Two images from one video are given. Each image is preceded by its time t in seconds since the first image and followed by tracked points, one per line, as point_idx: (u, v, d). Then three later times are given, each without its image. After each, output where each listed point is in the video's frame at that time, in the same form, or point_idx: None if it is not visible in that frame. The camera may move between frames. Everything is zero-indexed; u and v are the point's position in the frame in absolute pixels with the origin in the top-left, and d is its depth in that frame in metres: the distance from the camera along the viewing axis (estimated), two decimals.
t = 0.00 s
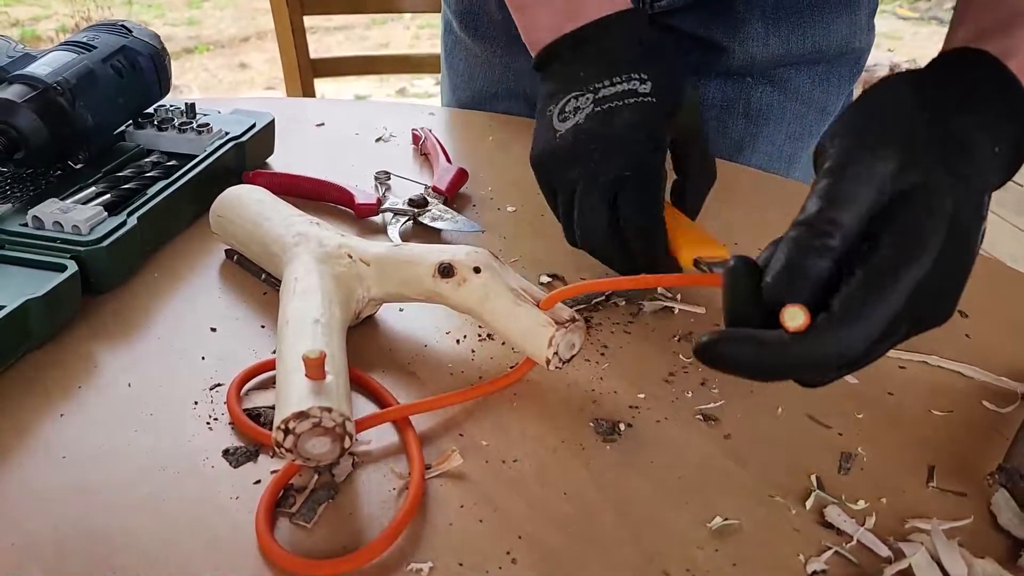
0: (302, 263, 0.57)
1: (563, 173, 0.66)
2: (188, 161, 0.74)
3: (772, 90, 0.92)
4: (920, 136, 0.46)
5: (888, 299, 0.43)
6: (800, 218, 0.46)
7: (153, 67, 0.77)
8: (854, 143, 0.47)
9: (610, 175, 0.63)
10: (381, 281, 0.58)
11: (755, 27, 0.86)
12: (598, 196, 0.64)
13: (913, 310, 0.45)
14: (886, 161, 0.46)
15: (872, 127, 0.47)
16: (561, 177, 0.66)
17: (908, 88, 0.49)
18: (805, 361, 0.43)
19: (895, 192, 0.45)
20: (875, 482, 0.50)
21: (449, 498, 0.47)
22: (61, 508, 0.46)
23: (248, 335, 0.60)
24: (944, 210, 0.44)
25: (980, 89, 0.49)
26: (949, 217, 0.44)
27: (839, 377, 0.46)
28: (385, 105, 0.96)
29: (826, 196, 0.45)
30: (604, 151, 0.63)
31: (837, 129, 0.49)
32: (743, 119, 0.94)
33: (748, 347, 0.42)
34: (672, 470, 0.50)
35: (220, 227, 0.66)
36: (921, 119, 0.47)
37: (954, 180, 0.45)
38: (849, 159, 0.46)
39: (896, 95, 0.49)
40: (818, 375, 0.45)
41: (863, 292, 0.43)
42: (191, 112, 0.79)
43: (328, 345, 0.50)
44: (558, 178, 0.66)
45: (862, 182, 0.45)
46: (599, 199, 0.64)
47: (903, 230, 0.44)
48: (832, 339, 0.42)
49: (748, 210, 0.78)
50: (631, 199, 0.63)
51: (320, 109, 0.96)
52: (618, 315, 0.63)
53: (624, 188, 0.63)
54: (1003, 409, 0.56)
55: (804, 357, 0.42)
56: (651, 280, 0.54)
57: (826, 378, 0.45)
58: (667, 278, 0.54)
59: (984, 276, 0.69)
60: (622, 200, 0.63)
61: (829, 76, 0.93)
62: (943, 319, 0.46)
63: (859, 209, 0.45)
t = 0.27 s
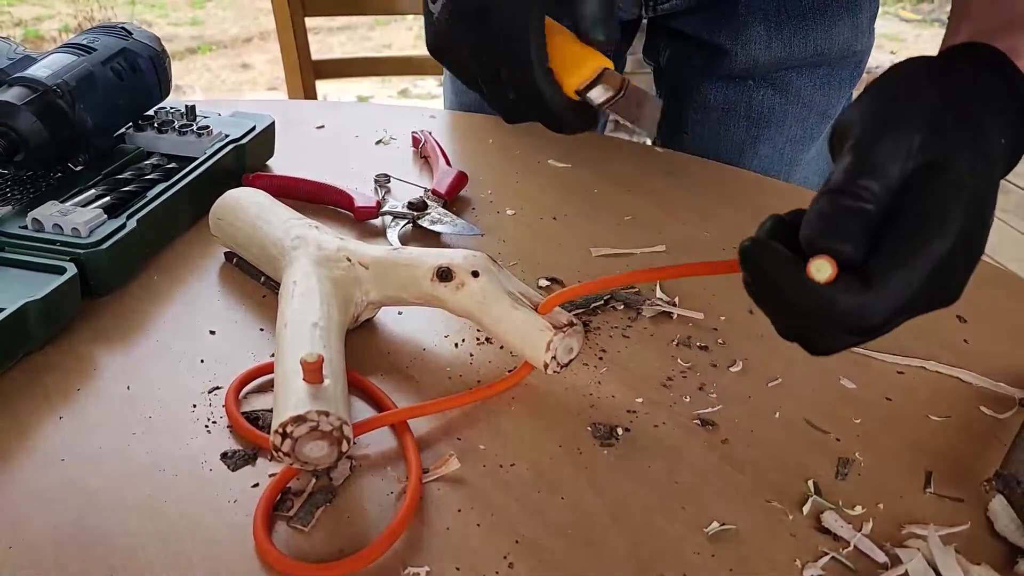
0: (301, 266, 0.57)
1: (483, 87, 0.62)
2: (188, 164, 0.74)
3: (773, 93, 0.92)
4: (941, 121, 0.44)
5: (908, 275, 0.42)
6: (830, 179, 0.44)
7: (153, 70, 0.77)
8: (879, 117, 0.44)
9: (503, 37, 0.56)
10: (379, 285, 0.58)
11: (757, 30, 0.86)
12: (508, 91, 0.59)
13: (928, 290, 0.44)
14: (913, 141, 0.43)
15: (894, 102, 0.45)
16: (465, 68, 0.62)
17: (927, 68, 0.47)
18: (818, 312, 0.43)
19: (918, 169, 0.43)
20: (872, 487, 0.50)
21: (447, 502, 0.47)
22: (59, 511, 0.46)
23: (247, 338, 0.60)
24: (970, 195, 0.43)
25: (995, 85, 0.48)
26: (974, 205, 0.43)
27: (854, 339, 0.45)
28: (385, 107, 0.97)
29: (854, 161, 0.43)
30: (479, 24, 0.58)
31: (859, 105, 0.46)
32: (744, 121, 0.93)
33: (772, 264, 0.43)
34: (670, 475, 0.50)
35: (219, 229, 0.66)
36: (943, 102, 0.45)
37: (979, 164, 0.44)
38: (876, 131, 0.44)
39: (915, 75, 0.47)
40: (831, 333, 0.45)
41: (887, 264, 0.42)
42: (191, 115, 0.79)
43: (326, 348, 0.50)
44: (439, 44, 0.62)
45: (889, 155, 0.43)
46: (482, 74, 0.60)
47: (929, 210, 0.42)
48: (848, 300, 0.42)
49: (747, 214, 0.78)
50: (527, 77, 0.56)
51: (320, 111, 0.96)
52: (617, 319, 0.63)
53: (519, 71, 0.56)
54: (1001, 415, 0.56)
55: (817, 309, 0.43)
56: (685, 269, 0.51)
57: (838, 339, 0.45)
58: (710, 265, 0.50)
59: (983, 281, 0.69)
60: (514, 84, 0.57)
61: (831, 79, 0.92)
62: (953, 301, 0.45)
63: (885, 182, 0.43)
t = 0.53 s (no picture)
0: (300, 271, 0.58)
1: (510, 163, 0.46)
2: (187, 169, 0.75)
3: (771, 95, 0.92)
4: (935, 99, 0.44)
5: (908, 224, 0.41)
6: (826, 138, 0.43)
7: (154, 74, 0.77)
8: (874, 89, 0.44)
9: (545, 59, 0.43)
10: (377, 289, 0.58)
11: (754, 30, 0.87)
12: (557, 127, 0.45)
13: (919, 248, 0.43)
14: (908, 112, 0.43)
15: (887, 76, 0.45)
16: (478, 112, 0.44)
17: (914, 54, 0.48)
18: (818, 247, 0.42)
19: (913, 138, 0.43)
20: (866, 492, 0.50)
21: (443, 506, 0.48)
22: (59, 514, 0.46)
23: (245, 342, 0.60)
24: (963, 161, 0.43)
25: (986, 76, 0.48)
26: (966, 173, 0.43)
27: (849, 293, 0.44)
28: (384, 112, 0.97)
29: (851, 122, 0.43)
30: (492, 30, 0.42)
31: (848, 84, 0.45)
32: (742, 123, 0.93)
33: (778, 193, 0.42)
34: (665, 479, 0.50)
35: (218, 234, 0.67)
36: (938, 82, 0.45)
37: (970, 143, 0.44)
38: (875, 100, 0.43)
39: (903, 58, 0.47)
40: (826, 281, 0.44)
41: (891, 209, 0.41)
42: (191, 119, 0.80)
43: (324, 353, 0.51)
44: (451, 124, 0.46)
45: (887, 121, 0.43)
46: (486, 112, 0.44)
47: (925, 170, 0.42)
48: (851, 236, 0.41)
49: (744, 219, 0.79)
50: (585, 109, 0.43)
51: (319, 116, 0.97)
52: (613, 324, 0.64)
53: (573, 98, 0.43)
54: (995, 420, 0.56)
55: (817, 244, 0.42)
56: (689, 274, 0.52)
57: (835, 291, 0.44)
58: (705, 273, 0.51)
59: (978, 287, 0.70)
60: (578, 119, 0.44)
61: (829, 83, 0.92)
62: (944, 264, 0.45)
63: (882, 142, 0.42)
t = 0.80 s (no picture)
0: (295, 278, 0.58)
1: (596, 194, 0.41)
2: (184, 174, 0.75)
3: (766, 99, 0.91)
4: (930, 105, 0.44)
5: (898, 222, 0.41)
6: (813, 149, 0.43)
7: (151, 81, 0.78)
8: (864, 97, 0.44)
9: (646, 94, 0.39)
10: (372, 295, 0.58)
11: (749, 35, 0.87)
12: (647, 161, 0.40)
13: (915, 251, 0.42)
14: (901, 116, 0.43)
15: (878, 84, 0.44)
16: (599, 145, 0.39)
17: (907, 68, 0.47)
18: (809, 246, 0.41)
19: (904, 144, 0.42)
20: (858, 498, 0.50)
21: (436, 512, 0.48)
22: (53, 520, 0.46)
23: (240, 348, 0.60)
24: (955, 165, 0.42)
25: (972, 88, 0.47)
26: (958, 177, 0.42)
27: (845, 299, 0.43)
28: (381, 117, 0.97)
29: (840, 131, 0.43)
30: (589, 67, 0.39)
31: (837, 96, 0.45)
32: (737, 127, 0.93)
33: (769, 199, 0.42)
34: (658, 485, 0.50)
35: (215, 240, 0.67)
36: (933, 90, 0.45)
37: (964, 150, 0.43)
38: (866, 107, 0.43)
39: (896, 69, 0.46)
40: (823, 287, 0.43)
41: (880, 206, 0.41)
42: (188, 125, 0.80)
43: (318, 359, 0.51)
44: (511, 150, 0.41)
45: (876, 126, 0.42)
46: (567, 160, 0.40)
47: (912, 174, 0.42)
48: (840, 233, 0.41)
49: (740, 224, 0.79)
50: (703, 152, 0.39)
51: (316, 121, 0.97)
52: (607, 329, 0.64)
53: (671, 129, 0.39)
54: (987, 426, 0.56)
55: (808, 243, 0.41)
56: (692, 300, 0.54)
57: (828, 297, 0.43)
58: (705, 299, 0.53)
59: (971, 292, 0.70)
60: (674, 149, 0.39)
61: (824, 88, 0.92)
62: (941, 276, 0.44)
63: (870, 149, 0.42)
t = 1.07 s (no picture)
0: (292, 281, 0.58)
1: (596, 218, 0.39)
2: (181, 178, 0.75)
3: (762, 101, 0.91)
4: (910, 117, 0.44)
5: (872, 221, 0.40)
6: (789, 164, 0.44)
7: (149, 85, 0.78)
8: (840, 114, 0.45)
9: (648, 120, 0.37)
10: (368, 299, 0.59)
11: (745, 38, 0.86)
12: (648, 186, 0.39)
13: (896, 255, 0.42)
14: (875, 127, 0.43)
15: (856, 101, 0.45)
16: (600, 169, 0.37)
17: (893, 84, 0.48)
18: (785, 250, 0.40)
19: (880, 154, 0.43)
20: (854, 501, 0.51)
21: (432, 516, 0.48)
22: (50, 524, 0.46)
23: (238, 351, 0.60)
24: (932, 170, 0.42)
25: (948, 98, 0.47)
26: (937, 181, 0.42)
27: (830, 305, 0.43)
28: (379, 120, 0.97)
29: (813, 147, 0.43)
30: (594, 90, 0.37)
31: (820, 111, 0.46)
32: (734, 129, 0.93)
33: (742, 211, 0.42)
34: (654, 488, 0.50)
35: (212, 243, 0.67)
36: (913, 104, 0.45)
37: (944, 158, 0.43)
38: (843, 121, 0.44)
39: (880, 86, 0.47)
40: (804, 294, 0.42)
41: (855, 206, 0.40)
42: (185, 128, 0.80)
43: (315, 362, 0.51)
44: (508, 172, 0.39)
45: (851, 139, 0.43)
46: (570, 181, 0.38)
47: (888, 178, 0.42)
48: (815, 235, 0.40)
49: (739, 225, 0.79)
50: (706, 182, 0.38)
51: (315, 124, 0.97)
52: (604, 333, 0.64)
53: (673, 154, 0.38)
54: (983, 430, 0.56)
55: (783, 247, 0.40)
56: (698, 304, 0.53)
57: (816, 303, 0.43)
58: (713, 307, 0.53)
59: (968, 295, 0.70)
60: (675, 175, 0.38)
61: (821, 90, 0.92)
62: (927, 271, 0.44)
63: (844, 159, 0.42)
